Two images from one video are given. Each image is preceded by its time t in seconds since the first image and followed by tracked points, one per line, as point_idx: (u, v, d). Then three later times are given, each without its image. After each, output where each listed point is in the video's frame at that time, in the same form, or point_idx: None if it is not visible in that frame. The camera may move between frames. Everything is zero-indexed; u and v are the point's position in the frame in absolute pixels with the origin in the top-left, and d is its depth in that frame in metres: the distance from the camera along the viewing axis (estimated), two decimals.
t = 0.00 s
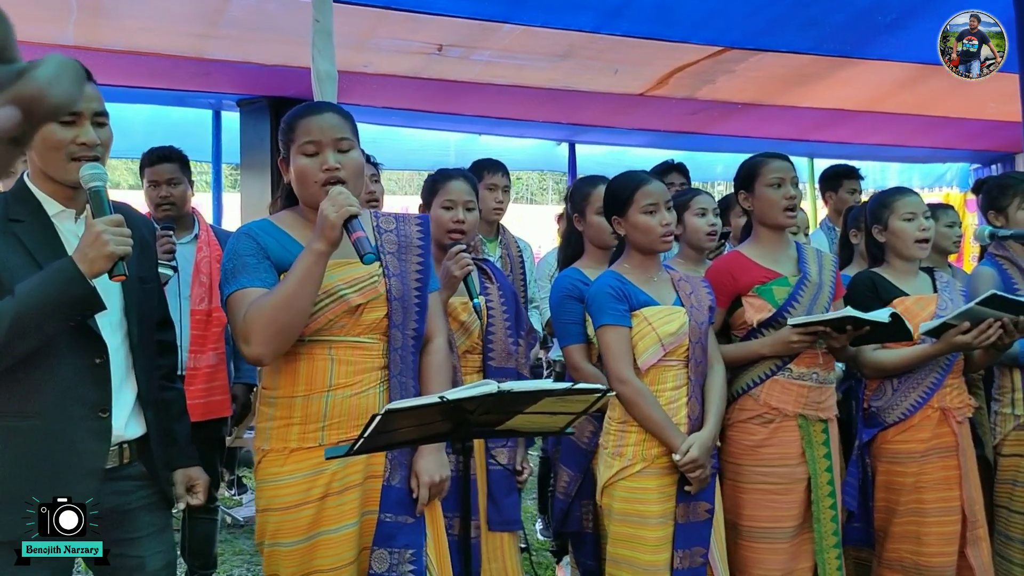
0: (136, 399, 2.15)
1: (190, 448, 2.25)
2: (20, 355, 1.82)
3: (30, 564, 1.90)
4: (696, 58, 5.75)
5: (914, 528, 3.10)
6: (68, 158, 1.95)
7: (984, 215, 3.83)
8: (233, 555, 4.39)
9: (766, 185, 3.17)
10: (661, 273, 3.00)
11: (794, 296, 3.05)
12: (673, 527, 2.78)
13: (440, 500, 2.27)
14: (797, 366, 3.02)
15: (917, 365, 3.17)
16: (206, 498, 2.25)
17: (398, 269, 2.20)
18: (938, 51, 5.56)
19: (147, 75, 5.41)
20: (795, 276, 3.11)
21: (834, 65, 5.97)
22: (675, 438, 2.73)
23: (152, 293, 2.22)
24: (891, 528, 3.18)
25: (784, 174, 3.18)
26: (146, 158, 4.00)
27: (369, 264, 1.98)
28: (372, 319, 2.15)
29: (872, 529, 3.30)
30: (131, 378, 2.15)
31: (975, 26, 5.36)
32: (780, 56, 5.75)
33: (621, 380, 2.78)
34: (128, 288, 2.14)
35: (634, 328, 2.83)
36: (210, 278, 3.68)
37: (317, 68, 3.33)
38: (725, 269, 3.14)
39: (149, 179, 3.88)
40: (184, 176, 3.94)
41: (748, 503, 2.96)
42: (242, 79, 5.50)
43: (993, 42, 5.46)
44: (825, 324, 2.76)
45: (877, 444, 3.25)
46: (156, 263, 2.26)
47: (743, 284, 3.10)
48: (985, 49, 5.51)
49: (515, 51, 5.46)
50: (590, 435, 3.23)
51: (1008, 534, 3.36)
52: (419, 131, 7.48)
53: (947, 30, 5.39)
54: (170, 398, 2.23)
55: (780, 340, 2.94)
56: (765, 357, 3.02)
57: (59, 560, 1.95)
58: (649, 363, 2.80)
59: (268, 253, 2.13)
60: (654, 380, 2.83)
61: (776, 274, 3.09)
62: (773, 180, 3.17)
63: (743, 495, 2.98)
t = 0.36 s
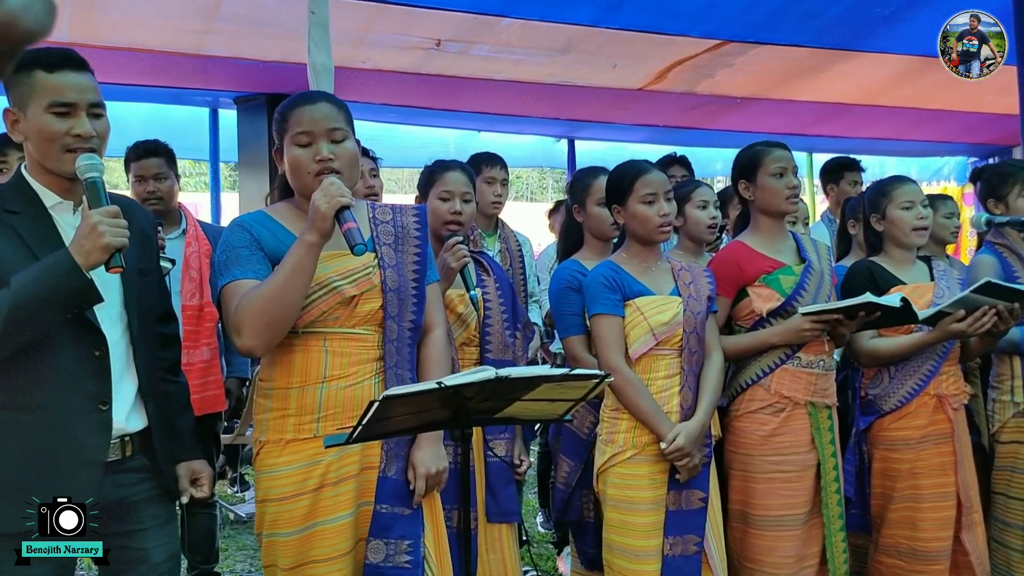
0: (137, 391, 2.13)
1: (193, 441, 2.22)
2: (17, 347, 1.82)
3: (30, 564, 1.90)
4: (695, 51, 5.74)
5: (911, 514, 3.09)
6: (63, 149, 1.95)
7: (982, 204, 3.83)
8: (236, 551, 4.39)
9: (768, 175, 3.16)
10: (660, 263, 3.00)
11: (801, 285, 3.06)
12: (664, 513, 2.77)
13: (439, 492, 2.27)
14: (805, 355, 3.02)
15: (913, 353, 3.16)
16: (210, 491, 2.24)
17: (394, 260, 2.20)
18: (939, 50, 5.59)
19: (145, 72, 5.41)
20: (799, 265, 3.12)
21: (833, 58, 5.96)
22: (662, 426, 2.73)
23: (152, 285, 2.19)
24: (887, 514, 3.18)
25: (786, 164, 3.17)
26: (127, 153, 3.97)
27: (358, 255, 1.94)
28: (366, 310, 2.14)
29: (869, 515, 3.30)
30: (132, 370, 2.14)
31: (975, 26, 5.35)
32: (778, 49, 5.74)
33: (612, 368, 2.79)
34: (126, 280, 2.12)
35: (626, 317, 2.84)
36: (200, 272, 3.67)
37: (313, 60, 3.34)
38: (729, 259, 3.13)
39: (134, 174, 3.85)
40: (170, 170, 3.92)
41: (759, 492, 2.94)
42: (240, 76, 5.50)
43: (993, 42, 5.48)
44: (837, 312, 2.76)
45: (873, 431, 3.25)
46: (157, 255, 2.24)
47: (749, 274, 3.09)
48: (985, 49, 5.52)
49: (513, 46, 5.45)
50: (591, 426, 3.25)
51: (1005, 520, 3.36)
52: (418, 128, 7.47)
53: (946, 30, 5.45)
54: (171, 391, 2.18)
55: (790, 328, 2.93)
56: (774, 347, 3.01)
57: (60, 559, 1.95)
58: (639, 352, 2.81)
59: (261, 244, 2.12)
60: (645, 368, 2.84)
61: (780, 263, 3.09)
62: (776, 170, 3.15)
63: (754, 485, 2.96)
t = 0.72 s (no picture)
0: (132, 390, 2.12)
1: (190, 440, 2.21)
2: (12, 344, 1.82)
3: (30, 564, 1.91)
4: (689, 51, 5.76)
5: (902, 511, 3.12)
6: (55, 147, 1.95)
7: (975, 202, 3.86)
8: (231, 550, 4.40)
9: (761, 173, 3.17)
10: (655, 262, 3.02)
11: (790, 283, 3.07)
12: (663, 513, 2.79)
13: (431, 488, 2.28)
14: (796, 352, 3.04)
15: (906, 351, 3.18)
16: (206, 490, 2.24)
17: (389, 258, 2.21)
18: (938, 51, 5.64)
19: (140, 72, 5.41)
20: (791, 264, 3.14)
21: (826, 58, 5.99)
22: (663, 425, 2.74)
23: (149, 284, 2.18)
24: (879, 511, 3.20)
25: (779, 162, 3.17)
26: (106, 150, 3.97)
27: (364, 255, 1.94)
28: (364, 308, 2.15)
29: (861, 513, 3.34)
30: (126, 369, 2.12)
31: (975, 26, 5.38)
32: (771, 49, 5.77)
33: (611, 366, 2.80)
34: (121, 279, 2.10)
35: (625, 316, 2.86)
36: (183, 271, 3.62)
37: (308, 59, 3.38)
38: (721, 257, 3.16)
39: (115, 173, 3.87)
40: (151, 169, 3.93)
41: (750, 489, 2.96)
42: (234, 75, 5.49)
43: (993, 42, 5.46)
44: (825, 310, 2.77)
45: (866, 428, 3.28)
46: (154, 252, 2.23)
47: (741, 272, 3.12)
48: (985, 49, 5.51)
49: (507, 46, 5.47)
50: (585, 424, 3.26)
51: (1001, 518, 3.38)
52: (412, 127, 7.47)
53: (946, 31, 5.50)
54: (168, 390, 2.17)
55: (780, 325, 2.96)
56: (763, 345, 3.04)
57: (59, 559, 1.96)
58: (639, 350, 2.83)
59: (257, 243, 2.13)
60: (644, 368, 2.86)
61: (771, 262, 3.11)
62: (769, 169, 3.16)
63: (745, 482, 2.98)
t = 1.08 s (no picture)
0: (120, 391, 2.10)
1: (179, 441, 2.18)
2: None
3: (30, 564, 1.93)
4: (676, 54, 5.80)
5: (891, 513, 3.14)
6: (43, 146, 1.93)
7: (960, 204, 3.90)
8: (217, 552, 4.37)
9: (748, 176, 3.19)
10: (641, 263, 3.04)
11: (769, 284, 3.07)
12: (663, 516, 2.80)
13: (420, 487, 2.26)
14: (774, 353, 3.05)
15: (895, 353, 3.21)
16: (193, 493, 2.18)
17: (376, 257, 2.20)
18: (940, 51, 5.53)
19: (127, 72, 5.38)
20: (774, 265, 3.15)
21: (812, 61, 6.04)
22: (665, 427, 2.76)
23: (138, 283, 2.15)
24: (868, 513, 3.23)
25: (768, 166, 3.20)
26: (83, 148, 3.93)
27: (361, 250, 1.98)
28: (355, 307, 2.15)
29: (851, 514, 3.37)
30: (114, 369, 2.10)
31: (975, 26, 5.26)
32: (758, 52, 5.81)
33: (610, 368, 2.79)
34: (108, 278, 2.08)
35: (621, 317, 2.85)
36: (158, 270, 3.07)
37: (296, 60, 3.38)
38: (704, 259, 3.18)
39: (91, 173, 3.84)
40: (127, 168, 3.93)
41: (726, 488, 3.01)
42: (222, 75, 5.48)
43: (993, 42, 5.22)
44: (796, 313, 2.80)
45: (855, 430, 3.30)
46: (145, 249, 2.20)
47: (722, 274, 3.14)
48: (986, 49, 5.30)
49: (495, 47, 5.48)
50: (571, 426, 3.27)
51: (989, 519, 3.43)
52: (400, 129, 7.46)
53: (947, 29, 5.40)
54: (157, 391, 2.16)
55: (755, 328, 2.98)
56: (740, 346, 3.07)
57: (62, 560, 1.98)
58: (637, 352, 2.83)
59: (246, 242, 2.12)
60: (642, 369, 2.86)
61: (753, 262, 3.12)
62: (755, 173, 3.19)
63: (722, 481, 3.03)
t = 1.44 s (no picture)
0: (109, 391, 2.07)
1: (169, 443, 2.15)
2: None
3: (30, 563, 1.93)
4: (665, 55, 5.81)
5: (879, 515, 3.15)
6: (37, 146, 1.91)
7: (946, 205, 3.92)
8: (200, 555, 4.34)
9: (743, 186, 3.15)
10: (629, 264, 3.04)
11: (757, 284, 3.08)
12: (652, 517, 2.80)
13: (410, 490, 2.26)
14: (763, 354, 3.06)
15: (883, 354, 3.23)
16: (183, 496, 2.15)
17: (364, 257, 2.19)
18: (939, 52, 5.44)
19: (112, 69, 5.33)
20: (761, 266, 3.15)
21: (799, 63, 6.06)
22: (653, 429, 2.74)
23: (130, 283, 2.12)
24: (856, 515, 3.25)
25: (765, 178, 3.14)
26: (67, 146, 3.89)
27: (352, 246, 1.93)
28: (343, 307, 2.14)
29: (838, 516, 3.37)
30: (104, 370, 2.07)
31: (975, 26, 5.25)
32: (746, 53, 5.83)
33: (601, 370, 2.77)
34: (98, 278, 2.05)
35: (610, 318, 2.85)
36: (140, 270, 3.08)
37: (283, 58, 3.38)
38: (691, 260, 3.19)
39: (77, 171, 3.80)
40: (112, 167, 3.89)
41: (717, 490, 3.01)
42: (209, 73, 5.43)
43: (993, 42, 5.25)
44: (784, 313, 2.82)
45: (842, 432, 3.32)
46: (138, 250, 2.17)
47: (709, 275, 3.15)
48: (985, 49, 5.28)
49: (485, 47, 5.47)
50: (557, 428, 3.25)
51: (971, 521, 3.47)
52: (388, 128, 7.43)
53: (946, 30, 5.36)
54: (148, 391, 2.12)
55: (744, 329, 2.99)
56: (729, 346, 3.08)
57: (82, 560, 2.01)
58: (627, 353, 2.82)
59: (234, 241, 2.10)
60: (631, 371, 2.85)
61: (741, 263, 3.14)
62: (753, 184, 3.13)
63: (713, 482, 3.03)
